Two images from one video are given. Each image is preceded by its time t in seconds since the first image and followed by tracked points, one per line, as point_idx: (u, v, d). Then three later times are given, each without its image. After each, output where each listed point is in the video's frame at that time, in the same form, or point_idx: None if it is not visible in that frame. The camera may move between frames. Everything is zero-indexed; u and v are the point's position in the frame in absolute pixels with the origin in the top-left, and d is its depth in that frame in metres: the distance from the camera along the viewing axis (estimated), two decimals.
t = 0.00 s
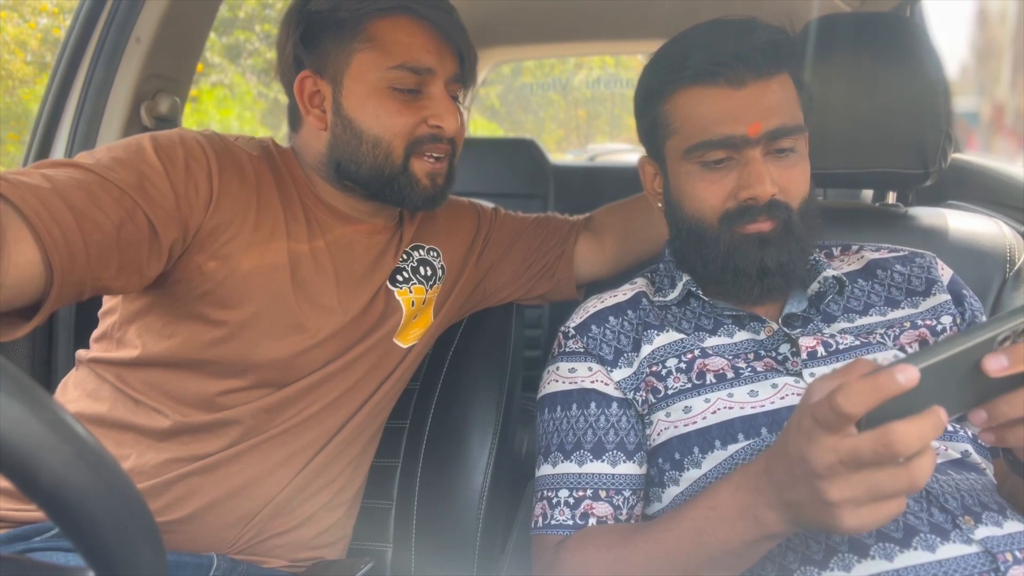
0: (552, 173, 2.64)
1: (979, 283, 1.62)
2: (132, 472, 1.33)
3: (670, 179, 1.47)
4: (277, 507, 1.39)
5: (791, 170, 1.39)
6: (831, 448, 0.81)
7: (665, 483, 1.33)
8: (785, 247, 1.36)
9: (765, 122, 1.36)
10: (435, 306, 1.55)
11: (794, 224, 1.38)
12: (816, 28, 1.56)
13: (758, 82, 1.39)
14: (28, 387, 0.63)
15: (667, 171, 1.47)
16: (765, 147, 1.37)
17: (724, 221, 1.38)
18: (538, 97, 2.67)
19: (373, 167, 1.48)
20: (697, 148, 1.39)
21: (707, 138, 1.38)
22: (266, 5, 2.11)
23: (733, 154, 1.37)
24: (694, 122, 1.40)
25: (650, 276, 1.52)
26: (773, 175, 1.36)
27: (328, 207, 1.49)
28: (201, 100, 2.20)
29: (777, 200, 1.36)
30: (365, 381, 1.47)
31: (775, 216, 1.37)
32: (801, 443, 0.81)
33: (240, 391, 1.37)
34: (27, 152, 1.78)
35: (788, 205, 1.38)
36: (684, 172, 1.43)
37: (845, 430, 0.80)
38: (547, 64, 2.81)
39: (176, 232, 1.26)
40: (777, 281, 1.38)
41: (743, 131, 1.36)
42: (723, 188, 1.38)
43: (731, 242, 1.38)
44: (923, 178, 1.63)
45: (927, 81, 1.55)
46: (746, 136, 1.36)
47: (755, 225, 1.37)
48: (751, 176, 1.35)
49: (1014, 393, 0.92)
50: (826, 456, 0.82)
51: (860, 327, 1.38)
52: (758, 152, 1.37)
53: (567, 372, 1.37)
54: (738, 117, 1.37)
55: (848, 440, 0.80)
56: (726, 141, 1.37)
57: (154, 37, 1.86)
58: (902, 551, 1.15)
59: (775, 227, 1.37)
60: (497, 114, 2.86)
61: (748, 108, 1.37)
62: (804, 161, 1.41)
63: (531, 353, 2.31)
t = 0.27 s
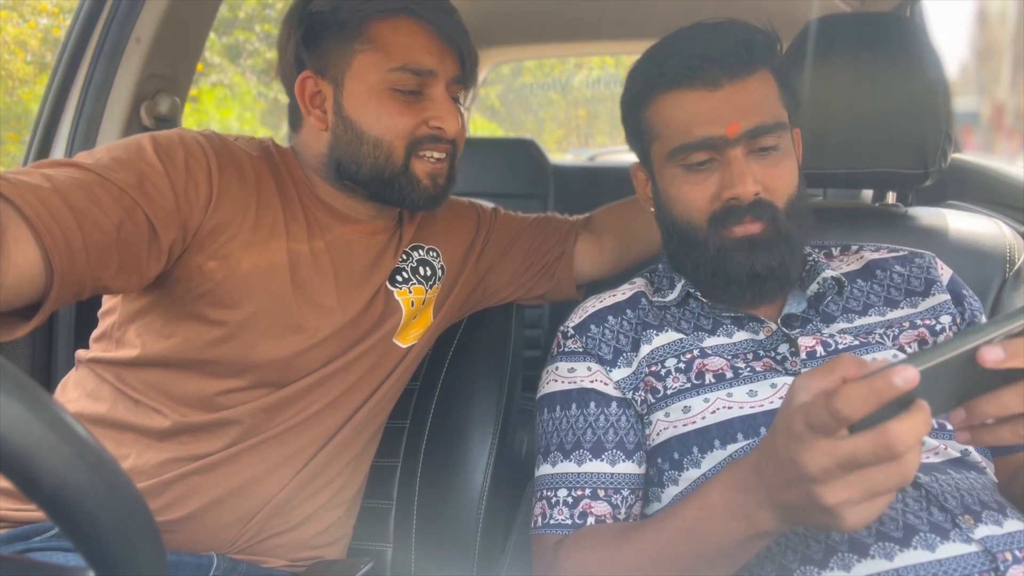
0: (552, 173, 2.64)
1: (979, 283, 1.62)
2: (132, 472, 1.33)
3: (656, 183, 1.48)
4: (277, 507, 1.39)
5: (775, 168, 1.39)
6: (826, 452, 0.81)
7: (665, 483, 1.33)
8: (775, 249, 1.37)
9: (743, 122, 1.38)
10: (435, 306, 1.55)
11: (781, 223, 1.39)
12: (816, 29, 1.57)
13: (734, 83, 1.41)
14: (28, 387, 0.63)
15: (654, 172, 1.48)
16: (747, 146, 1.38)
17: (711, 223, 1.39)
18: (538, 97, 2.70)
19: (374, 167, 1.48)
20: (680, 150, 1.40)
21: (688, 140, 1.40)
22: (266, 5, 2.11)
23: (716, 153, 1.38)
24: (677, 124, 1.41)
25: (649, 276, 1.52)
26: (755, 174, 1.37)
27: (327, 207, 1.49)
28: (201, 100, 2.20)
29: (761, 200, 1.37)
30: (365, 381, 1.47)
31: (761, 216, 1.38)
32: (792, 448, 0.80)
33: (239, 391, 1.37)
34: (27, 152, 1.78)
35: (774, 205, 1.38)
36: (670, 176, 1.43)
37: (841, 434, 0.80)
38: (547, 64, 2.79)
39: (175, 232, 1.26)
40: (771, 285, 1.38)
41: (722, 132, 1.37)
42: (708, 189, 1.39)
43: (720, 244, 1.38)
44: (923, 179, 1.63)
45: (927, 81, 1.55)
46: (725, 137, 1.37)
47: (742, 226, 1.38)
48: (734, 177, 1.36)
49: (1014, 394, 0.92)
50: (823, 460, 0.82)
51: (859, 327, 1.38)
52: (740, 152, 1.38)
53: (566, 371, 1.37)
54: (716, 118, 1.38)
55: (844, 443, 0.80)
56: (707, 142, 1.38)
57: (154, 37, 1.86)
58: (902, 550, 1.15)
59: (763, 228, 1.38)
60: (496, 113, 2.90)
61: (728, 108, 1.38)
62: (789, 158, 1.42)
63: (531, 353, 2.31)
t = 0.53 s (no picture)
0: (552, 173, 2.64)
1: (979, 283, 1.62)
2: (132, 472, 1.33)
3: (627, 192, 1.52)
4: (277, 507, 1.39)
5: (733, 164, 1.43)
6: (821, 466, 0.79)
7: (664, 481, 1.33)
8: (745, 245, 1.40)
9: (692, 123, 1.42)
10: (435, 306, 1.55)
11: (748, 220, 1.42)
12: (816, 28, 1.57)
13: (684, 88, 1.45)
14: (29, 388, 0.63)
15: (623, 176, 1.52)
16: (700, 146, 1.42)
17: (676, 226, 1.42)
18: (538, 96, 2.72)
19: (373, 170, 1.48)
20: (639, 157, 1.45)
21: (646, 145, 1.45)
22: (266, 5, 2.11)
23: (670, 155, 1.43)
24: (638, 128, 1.46)
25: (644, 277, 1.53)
26: (712, 172, 1.40)
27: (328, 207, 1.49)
28: (201, 100, 2.20)
29: (722, 197, 1.40)
30: (365, 381, 1.47)
31: (726, 213, 1.40)
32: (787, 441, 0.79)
33: (240, 391, 1.38)
34: (27, 152, 1.78)
35: (738, 202, 1.41)
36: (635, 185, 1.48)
37: (833, 449, 0.78)
38: (547, 65, 2.79)
39: (176, 232, 1.26)
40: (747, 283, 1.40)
41: (672, 136, 1.42)
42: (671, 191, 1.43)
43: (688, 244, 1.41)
44: (923, 179, 1.63)
45: (927, 81, 1.55)
46: (676, 140, 1.42)
47: (708, 225, 1.41)
48: (691, 177, 1.40)
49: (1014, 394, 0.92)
50: (819, 478, 0.80)
51: (856, 324, 1.38)
52: (695, 152, 1.42)
53: (564, 371, 1.38)
54: (668, 122, 1.43)
55: (838, 457, 0.78)
56: (661, 146, 1.43)
57: (154, 37, 1.86)
58: (903, 548, 1.15)
59: (730, 226, 1.40)
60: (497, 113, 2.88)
61: (678, 110, 1.43)
62: (750, 155, 1.45)
63: (531, 353, 2.31)
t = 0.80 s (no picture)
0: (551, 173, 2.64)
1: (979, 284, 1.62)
2: (132, 473, 1.33)
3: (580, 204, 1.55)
4: (277, 507, 1.39)
5: (673, 166, 1.45)
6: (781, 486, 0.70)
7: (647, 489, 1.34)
8: (694, 246, 1.41)
9: (627, 129, 1.46)
10: (435, 306, 1.55)
11: (694, 221, 1.43)
12: (815, 28, 1.56)
13: (620, 96, 1.49)
14: (30, 388, 0.63)
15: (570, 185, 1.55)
16: (638, 150, 1.45)
17: (624, 232, 1.45)
18: (538, 96, 2.66)
19: (354, 170, 1.47)
20: (582, 165, 1.49)
21: (585, 153, 1.49)
22: (266, 5, 2.11)
23: (609, 162, 1.47)
24: (582, 136, 1.49)
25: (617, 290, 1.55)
26: (652, 175, 1.43)
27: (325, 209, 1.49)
28: (201, 100, 2.20)
29: (665, 199, 1.42)
30: (364, 381, 1.47)
31: (669, 215, 1.42)
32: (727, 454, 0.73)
33: (239, 392, 1.38)
34: (27, 152, 1.78)
35: (682, 200, 1.43)
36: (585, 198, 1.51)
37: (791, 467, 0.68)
38: (547, 64, 2.79)
39: (174, 234, 1.26)
40: (697, 283, 1.41)
41: (608, 143, 1.46)
42: (617, 196, 1.45)
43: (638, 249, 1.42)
44: (923, 178, 1.63)
45: (928, 83, 1.55)
46: (612, 147, 1.46)
47: (654, 228, 1.42)
48: (632, 182, 1.43)
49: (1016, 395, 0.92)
50: (778, 497, 0.71)
51: (819, 317, 1.38)
52: (633, 157, 1.45)
53: (541, 385, 1.40)
54: (605, 130, 1.47)
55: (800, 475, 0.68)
56: (599, 154, 1.47)
57: (154, 37, 1.86)
58: (891, 556, 1.16)
59: (676, 227, 1.42)
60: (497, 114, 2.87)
61: (616, 118, 1.47)
62: (692, 156, 1.48)
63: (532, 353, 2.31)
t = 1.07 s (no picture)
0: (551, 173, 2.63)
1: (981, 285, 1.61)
2: (131, 473, 1.33)
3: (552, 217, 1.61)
4: (275, 507, 1.39)
5: (637, 175, 1.48)
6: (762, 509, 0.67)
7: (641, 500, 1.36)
8: (661, 257, 1.44)
9: (588, 143, 1.51)
10: (430, 305, 1.55)
11: (661, 229, 1.46)
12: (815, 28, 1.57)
13: (580, 110, 1.54)
14: (29, 389, 0.63)
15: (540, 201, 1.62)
16: (601, 163, 1.50)
17: (592, 246, 1.50)
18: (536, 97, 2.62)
19: (309, 164, 1.45)
20: (548, 181, 1.55)
21: (550, 169, 1.55)
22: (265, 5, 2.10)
23: (574, 176, 1.51)
24: (549, 151, 1.55)
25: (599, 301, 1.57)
26: (614, 186, 1.47)
27: (312, 206, 1.49)
28: (201, 100, 2.20)
29: (630, 211, 1.45)
30: (358, 381, 1.47)
31: (635, 226, 1.45)
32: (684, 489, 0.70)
33: (232, 390, 1.38)
34: (27, 152, 1.78)
35: (645, 206, 1.46)
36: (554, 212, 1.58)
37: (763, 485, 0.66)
38: (547, 64, 2.79)
39: (164, 233, 1.25)
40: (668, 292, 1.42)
41: (571, 158, 1.52)
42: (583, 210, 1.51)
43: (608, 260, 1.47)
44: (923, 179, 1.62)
45: (928, 82, 1.55)
46: (574, 162, 1.51)
47: (621, 239, 1.46)
48: (594, 196, 1.47)
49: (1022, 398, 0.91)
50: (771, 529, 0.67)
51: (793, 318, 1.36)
52: (597, 171, 1.50)
53: (524, 391, 1.44)
54: (569, 145, 1.53)
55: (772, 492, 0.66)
56: (563, 170, 1.52)
57: (154, 37, 1.86)
58: (882, 560, 1.16)
59: (642, 237, 1.45)
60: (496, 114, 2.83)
61: (576, 132, 1.53)
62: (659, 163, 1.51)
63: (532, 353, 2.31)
